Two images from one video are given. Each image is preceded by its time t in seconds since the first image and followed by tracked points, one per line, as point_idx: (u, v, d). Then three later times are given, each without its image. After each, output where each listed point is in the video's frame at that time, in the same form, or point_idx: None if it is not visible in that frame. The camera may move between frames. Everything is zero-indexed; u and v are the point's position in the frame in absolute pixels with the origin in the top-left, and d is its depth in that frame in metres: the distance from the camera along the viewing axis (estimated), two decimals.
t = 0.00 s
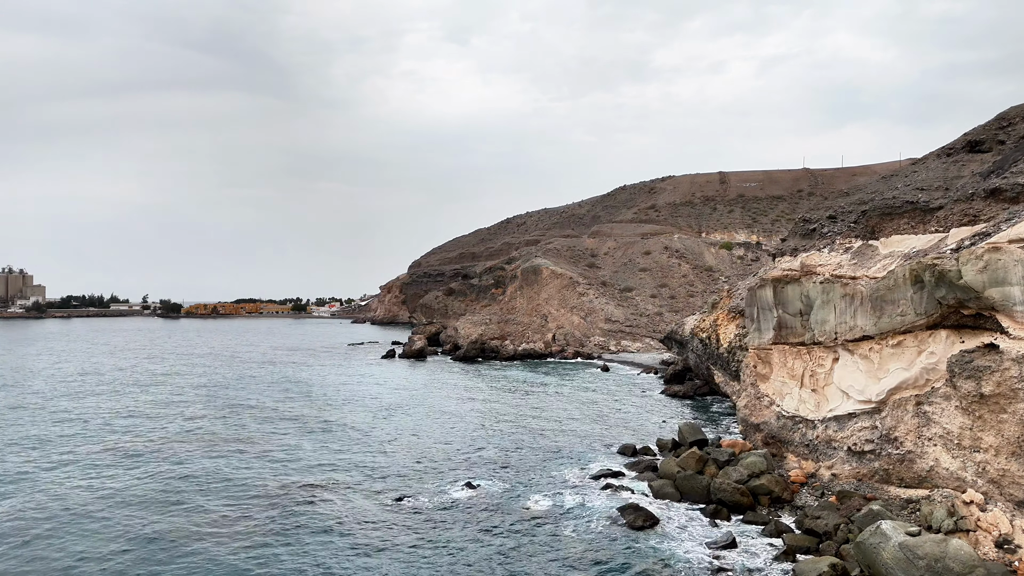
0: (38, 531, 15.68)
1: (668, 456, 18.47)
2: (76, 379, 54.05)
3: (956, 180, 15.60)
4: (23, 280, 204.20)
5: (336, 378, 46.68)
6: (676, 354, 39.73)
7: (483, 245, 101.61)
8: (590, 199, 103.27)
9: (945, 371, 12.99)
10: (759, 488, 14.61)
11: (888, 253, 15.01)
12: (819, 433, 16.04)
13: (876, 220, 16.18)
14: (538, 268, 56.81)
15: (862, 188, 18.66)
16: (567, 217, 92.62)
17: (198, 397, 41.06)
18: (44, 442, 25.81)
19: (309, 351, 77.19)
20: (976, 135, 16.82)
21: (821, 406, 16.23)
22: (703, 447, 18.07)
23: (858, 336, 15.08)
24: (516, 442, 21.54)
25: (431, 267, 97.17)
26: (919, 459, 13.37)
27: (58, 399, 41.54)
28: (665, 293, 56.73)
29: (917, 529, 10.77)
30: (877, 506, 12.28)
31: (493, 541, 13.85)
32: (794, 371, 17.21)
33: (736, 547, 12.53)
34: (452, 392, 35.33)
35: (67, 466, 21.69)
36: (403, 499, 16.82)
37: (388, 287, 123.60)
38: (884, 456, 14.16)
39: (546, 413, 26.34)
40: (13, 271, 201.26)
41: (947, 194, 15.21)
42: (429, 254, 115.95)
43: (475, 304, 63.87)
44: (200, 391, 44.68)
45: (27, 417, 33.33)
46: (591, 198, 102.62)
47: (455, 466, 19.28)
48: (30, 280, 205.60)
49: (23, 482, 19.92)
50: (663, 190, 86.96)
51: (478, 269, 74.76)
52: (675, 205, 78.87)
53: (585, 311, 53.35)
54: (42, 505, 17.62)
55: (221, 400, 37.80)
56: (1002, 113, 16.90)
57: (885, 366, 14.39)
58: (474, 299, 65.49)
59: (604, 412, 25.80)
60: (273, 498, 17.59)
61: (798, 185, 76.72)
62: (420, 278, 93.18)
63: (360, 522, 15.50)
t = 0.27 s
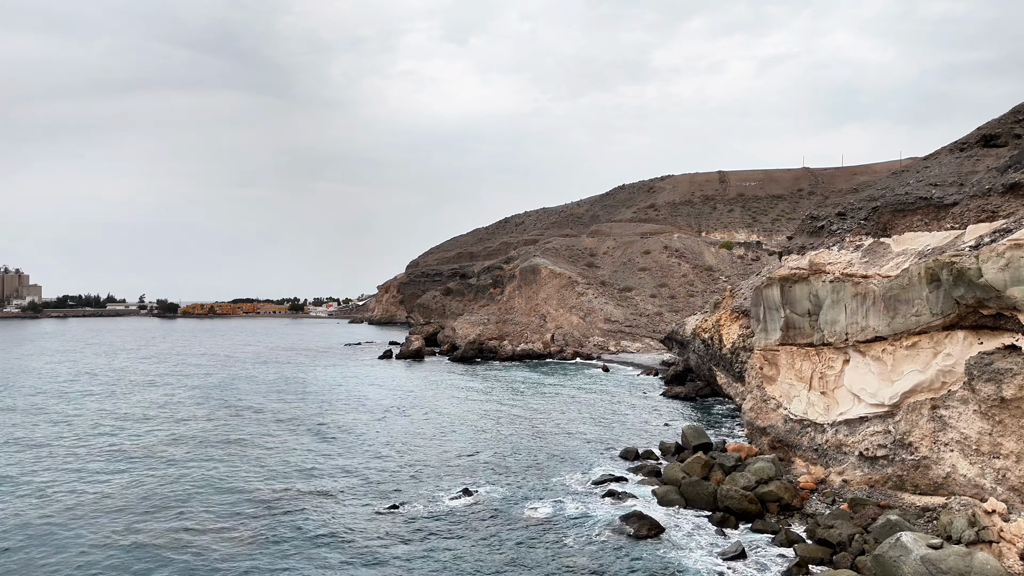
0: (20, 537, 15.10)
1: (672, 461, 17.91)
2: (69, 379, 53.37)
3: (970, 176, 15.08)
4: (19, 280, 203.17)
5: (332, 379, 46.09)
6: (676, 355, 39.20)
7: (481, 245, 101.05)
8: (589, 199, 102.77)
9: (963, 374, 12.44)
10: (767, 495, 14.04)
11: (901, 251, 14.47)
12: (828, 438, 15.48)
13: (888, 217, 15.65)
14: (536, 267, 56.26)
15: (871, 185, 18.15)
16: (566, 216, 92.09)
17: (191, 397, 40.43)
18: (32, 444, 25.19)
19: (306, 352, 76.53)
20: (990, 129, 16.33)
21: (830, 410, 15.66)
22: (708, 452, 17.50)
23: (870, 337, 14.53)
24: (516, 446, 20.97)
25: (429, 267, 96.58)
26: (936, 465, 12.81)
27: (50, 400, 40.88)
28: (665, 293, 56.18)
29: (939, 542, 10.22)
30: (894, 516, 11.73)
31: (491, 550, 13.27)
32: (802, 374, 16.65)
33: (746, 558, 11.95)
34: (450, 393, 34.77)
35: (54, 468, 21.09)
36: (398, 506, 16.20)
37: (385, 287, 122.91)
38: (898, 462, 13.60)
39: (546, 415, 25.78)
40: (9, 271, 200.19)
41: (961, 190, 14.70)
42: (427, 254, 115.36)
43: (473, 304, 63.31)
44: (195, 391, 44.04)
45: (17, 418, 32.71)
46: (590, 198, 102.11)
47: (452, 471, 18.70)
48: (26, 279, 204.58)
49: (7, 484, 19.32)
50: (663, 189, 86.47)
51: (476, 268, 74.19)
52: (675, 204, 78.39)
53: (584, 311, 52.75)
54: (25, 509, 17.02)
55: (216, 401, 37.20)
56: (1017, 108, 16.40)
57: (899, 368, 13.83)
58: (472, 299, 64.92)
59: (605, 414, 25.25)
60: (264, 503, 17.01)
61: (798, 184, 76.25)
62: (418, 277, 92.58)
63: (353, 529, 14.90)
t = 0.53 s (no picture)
0: None
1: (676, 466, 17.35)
2: (62, 380, 52.76)
3: (987, 170, 14.55)
4: (15, 279, 202.33)
5: (329, 379, 45.56)
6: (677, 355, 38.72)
7: (480, 244, 100.53)
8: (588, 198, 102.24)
9: (982, 377, 11.90)
10: (777, 502, 13.51)
11: (916, 249, 13.93)
12: (838, 442, 14.93)
13: (901, 213, 15.12)
14: (535, 267, 55.76)
15: (882, 180, 17.63)
16: (565, 216, 91.60)
17: (186, 398, 39.87)
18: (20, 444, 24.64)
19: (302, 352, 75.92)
20: (1006, 122, 15.81)
21: (840, 413, 15.11)
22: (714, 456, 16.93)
23: (882, 338, 13.98)
24: (515, 450, 20.39)
25: (427, 266, 96.03)
26: (953, 472, 12.27)
27: (41, 401, 40.28)
28: (664, 293, 55.69)
29: (963, 555, 9.70)
30: (911, 526, 11.19)
31: (489, 560, 12.72)
32: (810, 375, 16.11)
33: (755, 570, 11.41)
34: (448, 394, 34.26)
35: (40, 470, 20.54)
36: (392, 512, 15.59)
37: (383, 286, 122.24)
38: (913, 468, 13.05)
39: (545, 418, 25.19)
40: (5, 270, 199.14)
41: (977, 185, 14.18)
42: (425, 253, 114.80)
43: (471, 303, 62.78)
44: (189, 392, 43.45)
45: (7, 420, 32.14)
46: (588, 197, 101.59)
47: (450, 476, 18.15)
48: (21, 279, 203.70)
49: None
50: (662, 188, 86.01)
51: (475, 268, 73.67)
52: (674, 203, 77.90)
53: (583, 311, 52.19)
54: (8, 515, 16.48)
55: (209, 402, 36.63)
56: None
57: (913, 371, 13.28)
58: (470, 298, 64.38)
59: (606, 417, 24.69)
60: (254, 509, 16.43)
61: (798, 183, 75.81)
62: (415, 277, 92.03)
63: (346, 537, 14.33)
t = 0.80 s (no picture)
0: None
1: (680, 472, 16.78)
2: (54, 380, 52.06)
3: (1004, 165, 14.03)
4: (11, 279, 201.24)
5: (325, 380, 44.95)
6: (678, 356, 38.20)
7: (478, 244, 99.96)
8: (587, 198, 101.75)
9: (1003, 380, 11.35)
10: (787, 511, 12.96)
11: (931, 247, 13.37)
12: (849, 448, 14.37)
13: (915, 209, 14.56)
14: (534, 266, 55.22)
15: (892, 177, 17.10)
16: (563, 215, 91.12)
17: (179, 400, 39.22)
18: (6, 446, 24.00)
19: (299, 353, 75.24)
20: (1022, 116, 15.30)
21: (851, 417, 14.53)
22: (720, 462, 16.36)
23: (896, 339, 13.40)
24: (513, 454, 19.83)
25: (425, 266, 95.42)
26: (972, 480, 11.72)
27: (31, 402, 39.59)
28: (664, 292, 55.18)
29: (990, 570, 9.17)
30: (931, 539, 10.64)
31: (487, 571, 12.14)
32: (819, 378, 15.53)
33: None
34: (445, 396, 33.68)
35: (25, 473, 19.93)
36: (386, 520, 14.97)
37: (381, 287, 121.64)
38: (929, 475, 12.49)
39: (544, 420, 24.65)
40: None
41: (994, 180, 13.66)
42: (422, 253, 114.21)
43: (468, 304, 62.22)
44: (182, 393, 42.82)
45: None
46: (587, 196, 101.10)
47: (446, 481, 17.56)
48: (17, 279, 202.63)
49: None
50: (661, 187, 85.55)
51: (473, 267, 73.12)
52: (674, 203, 77.41)
53: (582, 311, 51.64)
54: None
55: (202, 404, 35.99)
56: None
57: (928, 374, 12.72)
58: (468, 298, 63.81)
59: (606, 419, 24.14)
60: (244, 515, 15.82)
61: (798, 183, 75.39)
62: (413, 277, 91.42)
63: (338, 546, 13.73)
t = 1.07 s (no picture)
0: None
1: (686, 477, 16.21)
2: (46, 380, 51.33)
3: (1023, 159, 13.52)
4: (6, 279, 200.14)
5: (321, 381, 44.33)
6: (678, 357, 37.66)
7: (476, 243, 99.38)
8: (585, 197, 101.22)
9: None
10: (798, 519, 12.41)
11: (948, 244, 12.83)
12: (861, 453, 13.82)
13: (931, 205, 14.03)
14: (532, 266, 54.67)
15: (904, 172, 16.57)
16: (562, 214, 90.59)
17: (171, 400, 38.54)
18: None
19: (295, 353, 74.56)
20: None
21: (863, 421, 13.98)
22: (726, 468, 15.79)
23: (911, 341, 12.83)
24: (511, 459, 19.17)
25: (423, 266, 94.82)
26: (994, 488, 11.16)
27: (21, 401, 38.90)
28: (664, 292, 54.65)
29: None
30: (953, 552, 10.11)
31: None
32: (829, 380, 14.97)
33: None
34: (443, 397, 33.08)
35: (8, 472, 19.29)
36: (380, 528, 14.27)
37: (378, 286, 121.00)
38: (947, 483, 11.94)
39: (542, 424, 23.98)
40: None
41: (1012, 175, 13.14)
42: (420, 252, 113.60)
43: (466, 303, 61.63)
44: (175, 393, 42.17)
45: None
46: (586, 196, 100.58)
47: (442, 486, 16.97)
48: (12, 278, 201.53)
49: None
50: (660, 187, 85.07)
51: (470, 267, 72.55)
52: (673, 202, 76.90)
53: (581, 311, 51.07)
54: None
55: (195, 404, 35.34)
56: None
57: (946, 376, 12.17)
58: (466, 298, 63.24)
59: (607, 422, 23.58)
60: (234, 517, 15.16)
61: (799, 182, 74.93)
62: (410, 276, 90.78)
63: (328, 553, 13.13)
